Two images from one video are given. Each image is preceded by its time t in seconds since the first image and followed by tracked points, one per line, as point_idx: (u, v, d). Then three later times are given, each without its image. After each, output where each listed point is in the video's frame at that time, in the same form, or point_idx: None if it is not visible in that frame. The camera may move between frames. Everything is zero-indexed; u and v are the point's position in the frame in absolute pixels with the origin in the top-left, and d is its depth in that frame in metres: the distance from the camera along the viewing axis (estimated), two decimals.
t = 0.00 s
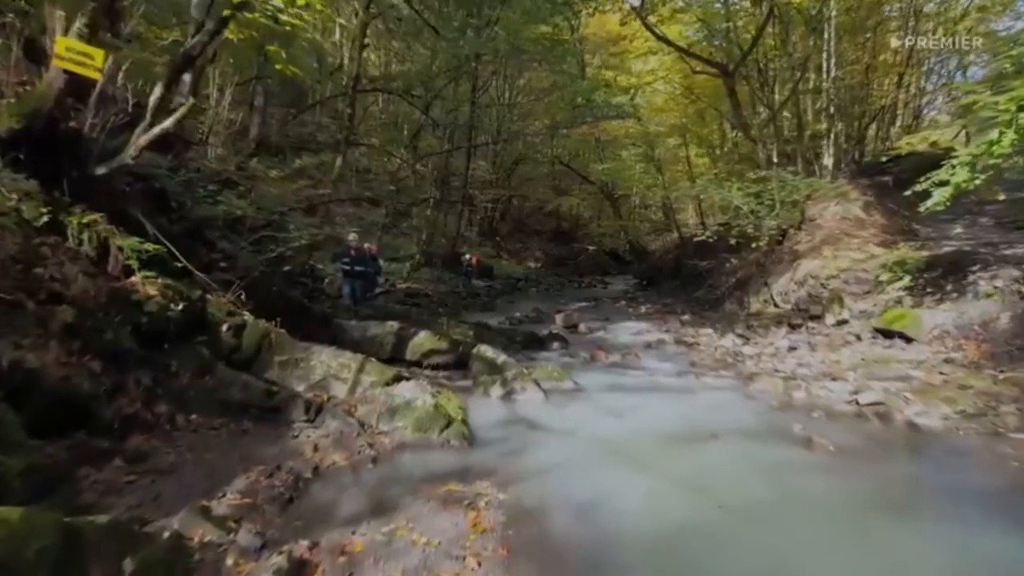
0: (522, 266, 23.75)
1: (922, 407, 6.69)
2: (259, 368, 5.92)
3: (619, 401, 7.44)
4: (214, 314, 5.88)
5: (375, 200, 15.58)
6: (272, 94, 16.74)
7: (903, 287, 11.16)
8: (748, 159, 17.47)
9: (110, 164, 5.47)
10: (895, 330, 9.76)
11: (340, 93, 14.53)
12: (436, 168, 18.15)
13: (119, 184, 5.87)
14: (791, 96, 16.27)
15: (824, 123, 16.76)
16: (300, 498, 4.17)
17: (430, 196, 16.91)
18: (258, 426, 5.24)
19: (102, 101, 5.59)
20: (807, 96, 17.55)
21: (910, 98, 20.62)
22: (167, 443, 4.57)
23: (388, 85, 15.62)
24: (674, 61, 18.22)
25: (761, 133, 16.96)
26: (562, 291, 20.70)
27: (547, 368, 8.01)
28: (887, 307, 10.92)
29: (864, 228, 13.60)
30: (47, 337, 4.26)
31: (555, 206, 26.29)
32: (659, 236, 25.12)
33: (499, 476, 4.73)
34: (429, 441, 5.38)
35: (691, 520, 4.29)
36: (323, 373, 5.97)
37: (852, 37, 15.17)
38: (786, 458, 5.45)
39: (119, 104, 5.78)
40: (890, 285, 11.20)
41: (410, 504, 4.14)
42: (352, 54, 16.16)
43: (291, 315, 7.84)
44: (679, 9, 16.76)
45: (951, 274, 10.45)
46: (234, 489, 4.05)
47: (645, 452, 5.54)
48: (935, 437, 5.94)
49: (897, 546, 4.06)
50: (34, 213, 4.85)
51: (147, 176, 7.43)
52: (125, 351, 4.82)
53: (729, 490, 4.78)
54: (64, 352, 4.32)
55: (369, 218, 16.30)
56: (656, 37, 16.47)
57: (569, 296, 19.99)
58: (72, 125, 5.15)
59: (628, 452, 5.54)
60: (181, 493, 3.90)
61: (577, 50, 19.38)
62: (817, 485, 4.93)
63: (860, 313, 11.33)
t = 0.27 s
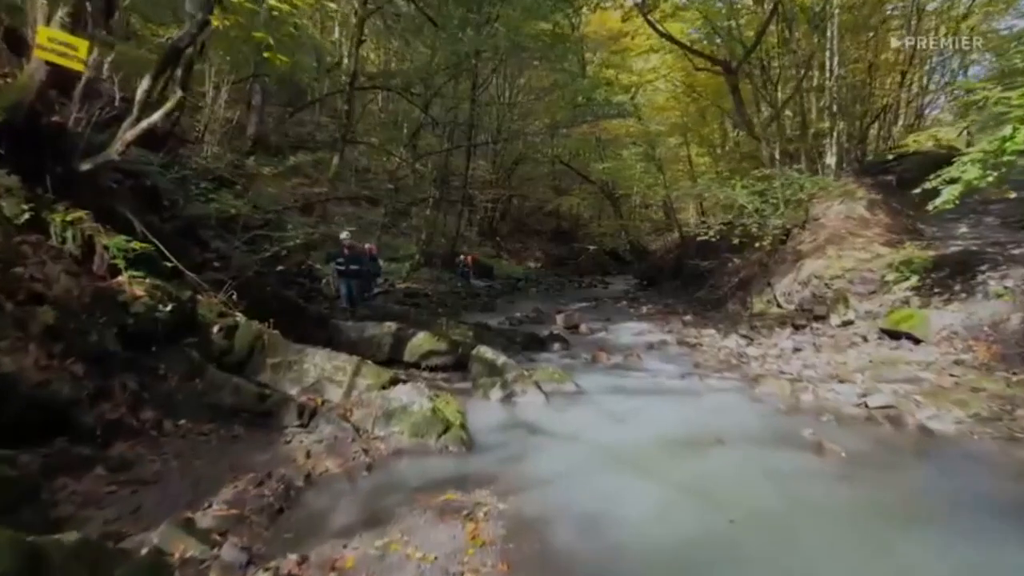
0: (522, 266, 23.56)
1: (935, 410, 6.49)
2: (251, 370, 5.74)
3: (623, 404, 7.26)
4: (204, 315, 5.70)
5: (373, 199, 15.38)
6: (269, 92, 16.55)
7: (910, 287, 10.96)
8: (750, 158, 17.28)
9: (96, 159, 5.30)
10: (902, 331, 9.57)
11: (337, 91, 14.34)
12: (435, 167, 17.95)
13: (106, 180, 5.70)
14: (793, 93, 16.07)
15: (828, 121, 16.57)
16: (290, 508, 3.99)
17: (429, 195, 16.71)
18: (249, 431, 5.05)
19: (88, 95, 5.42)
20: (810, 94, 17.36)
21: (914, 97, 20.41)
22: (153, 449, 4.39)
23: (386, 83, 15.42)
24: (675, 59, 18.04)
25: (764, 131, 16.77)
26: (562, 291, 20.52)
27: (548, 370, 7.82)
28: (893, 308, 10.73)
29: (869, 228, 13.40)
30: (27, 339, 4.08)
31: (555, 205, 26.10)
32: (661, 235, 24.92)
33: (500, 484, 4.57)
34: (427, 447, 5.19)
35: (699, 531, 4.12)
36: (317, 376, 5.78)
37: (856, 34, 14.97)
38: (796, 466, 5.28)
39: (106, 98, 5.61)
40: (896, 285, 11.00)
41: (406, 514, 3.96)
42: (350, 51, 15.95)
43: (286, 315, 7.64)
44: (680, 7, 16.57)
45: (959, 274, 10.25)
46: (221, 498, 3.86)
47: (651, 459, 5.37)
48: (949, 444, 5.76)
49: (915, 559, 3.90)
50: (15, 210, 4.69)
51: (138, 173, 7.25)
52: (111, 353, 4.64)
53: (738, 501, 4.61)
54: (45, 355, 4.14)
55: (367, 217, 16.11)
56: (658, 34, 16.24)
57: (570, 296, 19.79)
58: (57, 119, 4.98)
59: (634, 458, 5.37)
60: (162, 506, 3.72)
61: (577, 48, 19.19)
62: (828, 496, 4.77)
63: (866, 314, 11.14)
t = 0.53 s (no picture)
0: (523, 266, 23.32)
1: (951, 414, 6.26)
2: (241, 374, 5.51)
3: (627, 409, 7.03)
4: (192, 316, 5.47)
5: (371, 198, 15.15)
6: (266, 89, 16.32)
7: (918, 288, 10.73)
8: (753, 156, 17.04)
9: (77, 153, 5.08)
10: (912, 332, 9.34)
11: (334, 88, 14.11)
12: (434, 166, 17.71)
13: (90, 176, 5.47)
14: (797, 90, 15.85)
15: (831, 119, 16.34)
16: (278, 522, 3.76)
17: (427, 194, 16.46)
18: (238, 438, 4.82)
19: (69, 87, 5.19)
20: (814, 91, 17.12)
21: (918, 94, 20.16)
22: (134, 458, 4.16)
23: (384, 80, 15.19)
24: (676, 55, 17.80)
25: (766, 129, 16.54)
26: (562, 292, 20.28)
27: (550, 373, 7.59)
28: (901, 308, 10.50)
29: (875, 227, 13.17)
30: None
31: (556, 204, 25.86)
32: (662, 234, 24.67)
33: (500, 496, 4.34)
34: (423, 454, 4.96)
35: (712, 546, 3.89)
36: (309, 380, 5.55)
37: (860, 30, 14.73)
38: (810, 476, 5.06)
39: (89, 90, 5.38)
40: (903, 284, 10.77)
41: (400, 528, 3.73)
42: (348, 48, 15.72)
43: (280, 316, 7.41)
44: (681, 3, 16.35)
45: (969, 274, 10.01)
46: (204, 512, 3.64)
47: (659, 468, 5.14)
48: (967, 451, 5.54)
49: None
50: None
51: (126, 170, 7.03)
52: (91, 357, 4.41)
53: (751, 513, 4.39)
54: (18, 359, 3.91)
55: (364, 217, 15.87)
56: (660, 30, 15.96)
57: (570, 296, 19.56)
58: (34, 110, 4.81)
59: (640, 467, 5.15)
60: (141, 522, 3.48)
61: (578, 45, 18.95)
62: (845, 507, 4.54)
63: (873, 314, 10.90)
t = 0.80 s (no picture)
0: (522, 266, 23.10)
1: (968, 419, 6.02)
2: (230, 378, 5.28)
3: (632, 413, 6.80)
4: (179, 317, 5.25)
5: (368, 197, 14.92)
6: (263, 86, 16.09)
7: (927, 288, 10.50)
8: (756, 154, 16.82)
9: (57, 147, 4.85)
10: (921, 333, 9.10)
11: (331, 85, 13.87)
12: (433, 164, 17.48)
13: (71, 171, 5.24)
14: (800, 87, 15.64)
15: (835, 117, 16.12)
16: (263, 536, 3.53)
17: (426, 193, 16.20)
18: (225, 445, 4.59)
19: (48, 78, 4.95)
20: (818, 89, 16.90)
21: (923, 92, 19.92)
22: (113, 468, 3.93)
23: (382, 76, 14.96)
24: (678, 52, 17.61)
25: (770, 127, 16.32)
26: (563, 292, 20.05)
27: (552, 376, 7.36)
28: (910, 309, 10.27)
29: (881, 226, 12.93)
30: None
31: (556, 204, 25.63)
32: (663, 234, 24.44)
33: (501, 510, 4.11)
34: (419, 461, 4.73)
35: (725, 564, 3.66)
36: (301, 384, 5.32)
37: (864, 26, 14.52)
38: (826, 486, 4.82)
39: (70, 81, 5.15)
40: (912, 284, 10.54)
41: (392, 545, 3.50)
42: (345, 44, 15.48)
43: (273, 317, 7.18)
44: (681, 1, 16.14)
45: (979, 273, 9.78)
46: (184, 526, 3.41)
47: (667, 478, 4.91)
48: (988, 458, 5.30)
49: None
50: None
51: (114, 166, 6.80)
52: (69, 360, 4.18)
53: (767, 528, 4.15)
54: None
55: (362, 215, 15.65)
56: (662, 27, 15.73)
57: (571, 296, 19.32)
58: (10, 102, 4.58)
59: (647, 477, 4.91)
60: (115, 541, 3.24)
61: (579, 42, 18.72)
62: (863, 519, 4.31)
63: (881, 314, 10.66)
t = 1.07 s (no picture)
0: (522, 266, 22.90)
1: (984, 423, 5.82)
2: (219, 381, 5.07)
3: (636, 416, 6.60)
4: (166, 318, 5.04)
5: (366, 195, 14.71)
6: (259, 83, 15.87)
7: (935, 288, 10.30)
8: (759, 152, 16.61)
9: (38, 140, 4.64)
10: (931, 334, 8.89)
11: (328, 81, 13.66)
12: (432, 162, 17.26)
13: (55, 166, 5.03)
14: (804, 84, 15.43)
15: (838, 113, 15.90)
16: (249, 550, 3.33)
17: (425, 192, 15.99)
18: (213, 452, 4.39)
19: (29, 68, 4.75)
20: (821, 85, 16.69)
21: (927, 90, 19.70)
22: (92, 477, 3.72)
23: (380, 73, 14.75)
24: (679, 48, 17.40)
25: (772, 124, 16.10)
26: (563, 292, 19.84)
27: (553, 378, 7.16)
28: (918, 309, 10.06)
29: (887, 225, 12.72)
30: None
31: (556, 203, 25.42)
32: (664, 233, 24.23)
33: (500, 520, 3.91)
34: (416, 469, 4.53)
35: None
36: (294, 387, 5.11)
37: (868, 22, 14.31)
38: (839, 494, 4.63)
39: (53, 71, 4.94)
40: (920, 284, 10.34)
41: (386, 560, 3.31)
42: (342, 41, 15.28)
43: (267, 317, 6.97)
44: None
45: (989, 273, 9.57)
46: (165, 540, 3.21)
47: (674, 486, 4.71)
48: (1006, 463, 5.10)
49: None
50: None
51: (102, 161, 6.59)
52: (48, 364, 3.98)
53: (780, 539, 3.96)
54: None
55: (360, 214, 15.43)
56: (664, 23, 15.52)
57: (571, 296, 19.11)
58: None
59: (653, 485, 4.72)
60: (89, 558, 3.02)
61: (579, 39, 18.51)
62: (878, 528, 4.12)
63: (888, 315, 10.45)
